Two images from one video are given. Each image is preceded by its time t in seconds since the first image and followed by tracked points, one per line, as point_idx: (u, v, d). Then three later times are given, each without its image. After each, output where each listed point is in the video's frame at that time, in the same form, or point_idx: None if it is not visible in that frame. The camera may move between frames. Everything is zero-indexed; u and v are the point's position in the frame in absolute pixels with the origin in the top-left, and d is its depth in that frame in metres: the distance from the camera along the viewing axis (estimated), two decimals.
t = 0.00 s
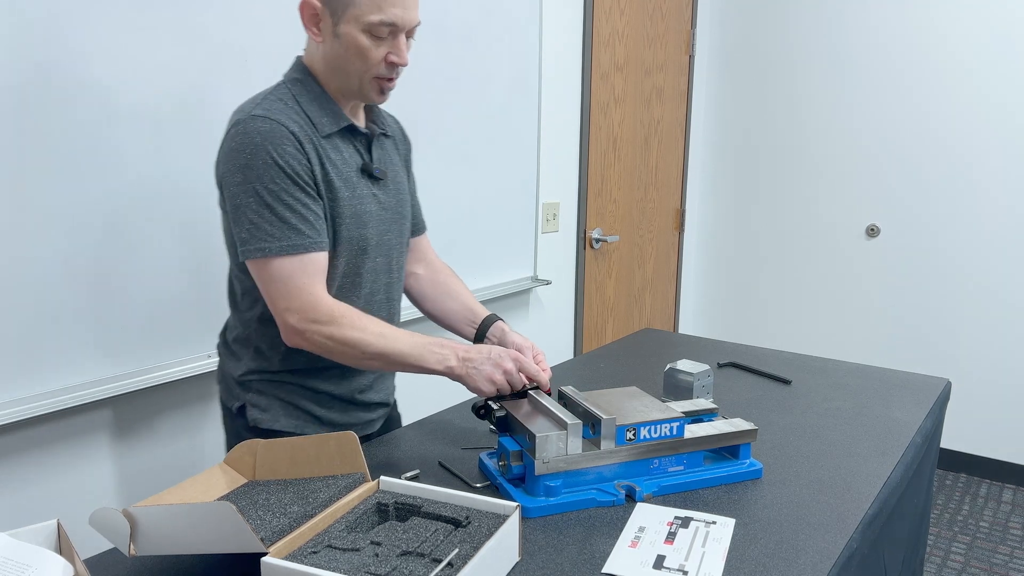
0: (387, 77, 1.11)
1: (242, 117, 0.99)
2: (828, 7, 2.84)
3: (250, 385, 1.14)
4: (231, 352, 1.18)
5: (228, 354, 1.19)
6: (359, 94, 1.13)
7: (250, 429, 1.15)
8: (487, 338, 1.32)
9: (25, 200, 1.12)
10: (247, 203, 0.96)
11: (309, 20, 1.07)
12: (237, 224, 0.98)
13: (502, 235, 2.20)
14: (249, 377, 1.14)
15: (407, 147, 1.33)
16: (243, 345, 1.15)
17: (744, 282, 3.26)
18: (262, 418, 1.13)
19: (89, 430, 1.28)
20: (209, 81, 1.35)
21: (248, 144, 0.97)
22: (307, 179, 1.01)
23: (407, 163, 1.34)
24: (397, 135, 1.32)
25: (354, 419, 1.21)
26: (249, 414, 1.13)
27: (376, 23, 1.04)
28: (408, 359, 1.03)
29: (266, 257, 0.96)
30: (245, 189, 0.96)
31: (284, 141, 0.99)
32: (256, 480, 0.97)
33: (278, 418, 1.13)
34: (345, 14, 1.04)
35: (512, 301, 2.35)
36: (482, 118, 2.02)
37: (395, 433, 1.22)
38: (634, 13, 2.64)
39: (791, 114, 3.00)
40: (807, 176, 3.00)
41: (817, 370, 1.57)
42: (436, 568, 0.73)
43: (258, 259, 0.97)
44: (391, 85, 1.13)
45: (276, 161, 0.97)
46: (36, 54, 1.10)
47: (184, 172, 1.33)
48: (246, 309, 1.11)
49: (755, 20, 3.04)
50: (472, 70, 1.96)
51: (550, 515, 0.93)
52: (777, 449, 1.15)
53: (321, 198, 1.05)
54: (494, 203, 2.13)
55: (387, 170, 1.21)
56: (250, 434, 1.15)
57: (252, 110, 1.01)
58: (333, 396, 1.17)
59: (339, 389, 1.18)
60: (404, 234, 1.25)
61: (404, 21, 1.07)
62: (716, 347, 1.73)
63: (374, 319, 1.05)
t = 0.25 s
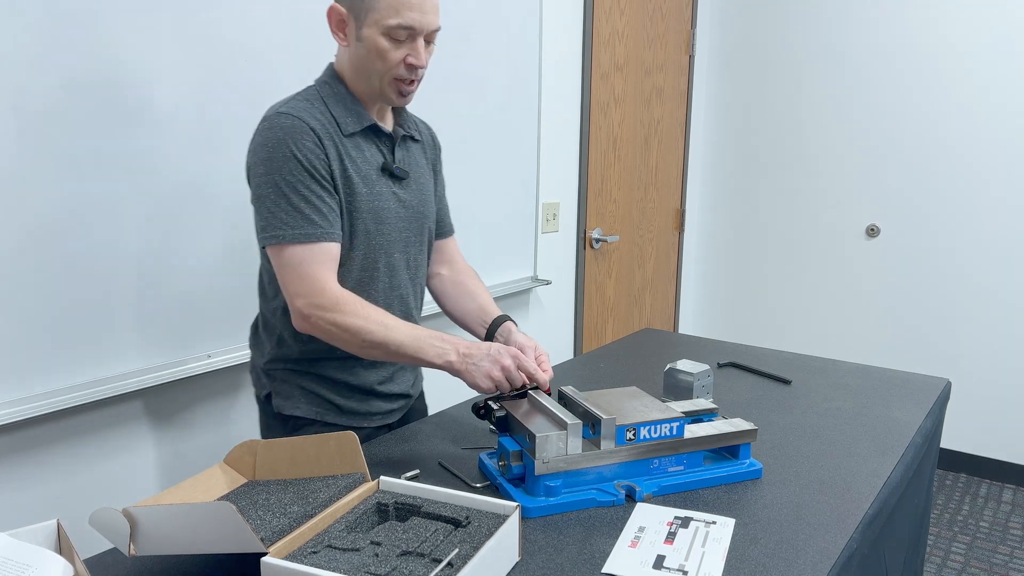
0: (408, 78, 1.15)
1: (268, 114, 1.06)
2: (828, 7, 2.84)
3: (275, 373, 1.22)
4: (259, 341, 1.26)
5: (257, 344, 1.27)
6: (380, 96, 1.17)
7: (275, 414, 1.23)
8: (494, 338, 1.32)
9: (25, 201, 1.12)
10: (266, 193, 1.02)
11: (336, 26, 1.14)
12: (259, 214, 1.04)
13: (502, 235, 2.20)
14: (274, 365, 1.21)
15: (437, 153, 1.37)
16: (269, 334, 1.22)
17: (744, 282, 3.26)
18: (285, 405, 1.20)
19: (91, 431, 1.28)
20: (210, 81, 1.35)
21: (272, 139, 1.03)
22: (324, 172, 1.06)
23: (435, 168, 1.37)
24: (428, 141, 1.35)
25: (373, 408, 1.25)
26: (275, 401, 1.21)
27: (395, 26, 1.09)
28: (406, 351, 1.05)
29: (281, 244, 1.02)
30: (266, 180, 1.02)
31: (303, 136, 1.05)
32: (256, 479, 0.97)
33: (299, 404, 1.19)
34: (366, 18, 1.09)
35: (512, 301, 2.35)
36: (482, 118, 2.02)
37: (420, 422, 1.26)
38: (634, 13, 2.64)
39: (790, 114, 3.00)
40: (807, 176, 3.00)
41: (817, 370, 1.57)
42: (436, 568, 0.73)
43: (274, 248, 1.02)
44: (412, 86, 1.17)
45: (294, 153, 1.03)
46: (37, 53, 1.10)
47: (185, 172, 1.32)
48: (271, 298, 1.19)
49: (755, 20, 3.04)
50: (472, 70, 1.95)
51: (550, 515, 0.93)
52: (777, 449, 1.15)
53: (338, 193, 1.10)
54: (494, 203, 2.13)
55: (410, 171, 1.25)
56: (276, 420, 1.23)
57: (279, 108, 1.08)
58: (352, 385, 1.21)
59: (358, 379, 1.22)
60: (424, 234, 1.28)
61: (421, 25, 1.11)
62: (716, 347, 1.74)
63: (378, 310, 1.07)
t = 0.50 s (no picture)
0: (418, 81, 1.15)
1: (284, 113, 1.08)
2: (828, 7, 2.84)
3: (285, 363, 1.24)
4: (272, 334, 1.28)
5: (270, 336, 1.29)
6: (393, 98, 1.17)
7: (285, 404, 1.25)
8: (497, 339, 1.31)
9: (27, 200, 1.11)
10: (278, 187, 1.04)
11: (351, 33, 1.15)
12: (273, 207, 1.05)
13: (502, 235, 2.20)
14: (285, 356, 1.24)
15: (452, 158, 1.37)
16: (280, 326, 1.24)
17: (744, 282, 3.26)
18: (294, 396, 1.22)
19: (93, 432, 1.27)
20: (212, 80, 1.34)
21: (285, 137, 1.05)
22: (333, 169, 1.08)
23: (451, 173, 1.37)
24: (445, 146, 1.35)
25: (380, 402, 1.25)
26: (285, 393, 1.24)
27: (403, 28, 1.10)
28: (408, 344, 1.04)
29: (291, 236, 1.03)
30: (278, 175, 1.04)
31: (315, 133, 1.06)
32: (256, 479, 0.97)
33: (306, 394, 1.21)
34: (376, 22, 1.10)
35: (512, 301, 2.35)
36: (482, 118, 2.02)
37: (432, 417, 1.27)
38: (634, 13, 2.64)
39: (790, 114, 3.00)
40: (807, 176, 3.00)
41: (817, 370, 1.58)
42: (436, 568, 0.73)
43: (289, 240, 1.03)
44: (423, 89, 1.16)
45: (304, 150, 1.05)
46: (38, 52, 1.09)
47: (186, 172, 1.32)
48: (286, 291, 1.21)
49: (756, 20, 3.04)
50: (472, 70, 1.95)
51: (550, 515, 0.93)
52: (777, 449, 1.15)
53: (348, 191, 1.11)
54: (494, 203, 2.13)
55: (423, 172, 1.25)
56: (287, 412, 1.26)
57: (294, 107, 1.10)
58: (358, 377, 1.22)
59: (364, 371, 1.22)
60: (435, 235, 1.28)
61: (429, 27, 1.11)
62: (716, 347, 1.74)
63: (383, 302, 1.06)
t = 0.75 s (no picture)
0: (423, 79, 1.15)
1: (287, 115, 1.09)
2: (829, 7, 2.84)
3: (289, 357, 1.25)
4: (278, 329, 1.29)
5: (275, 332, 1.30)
6: (399, 96, 1.17)
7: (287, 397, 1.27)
8: (480, 334, 1.34)
9: (28, 200, 1.11)
10: (280, 189, 1.04)
11: (356, 32, 1.15)
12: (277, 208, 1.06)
13: (502, 236, 2.20)
14: (289, 350, 1.25)
15: (457, 157, 1.37)
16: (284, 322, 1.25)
17: (744, 283, 3.26)
18: (296, 389, 1.24)
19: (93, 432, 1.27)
20: (212, 80, 1.34)
21: (289, 138, 1.05)
22: (335, 170, 1.08)
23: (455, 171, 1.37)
24: (450, 145, 1.35)
25: (380, 400, 1.26)
26: (288, 386, 1.26)
27: (407, 26, 1.09)
28: (404, 343, 1.03)
29: (291, 237, 1.03)
30: (280, 176, 1.05)
31: (317, 135, 1.07)
32: (256, 479, 0.97)
33: (307, 389, 1.22)
34: (381, 21, 1.10)
35: (512, 301, 2.35)
36: (482, 118, 2.02)
37: (431, 416, 1.28)
38: (635, 13, 2.64)
39: (791, 114, 3.00)
40: (807, 176, 3.00)
41: (817, 370, 1.58)
42: (436, 568, 0.73)
43: (290, 241, 1.04)
44: (428, 87, 1.16)
45: (306, 151, 1.05)
46: (39, 52, 1.09)
47: (186, 172, 1.32)
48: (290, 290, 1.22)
49: (756, 20, 3.04)
50: (472, 70, 1.95)
51: (550, 515, 0.93)
52: (777, 449, 1.15)
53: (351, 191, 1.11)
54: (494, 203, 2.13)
55: (428, 172, 1.26)
56: (289, 405, 1.27)
57: (299, 109, 1.10)
58: (359, 375, 1.22)
59: (366, 370, 1.23)
60: (440, 234, 1.28)
61: (434, 24, 1.11)
62: (716, 347, 1.74)
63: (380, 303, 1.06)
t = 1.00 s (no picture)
0: (420, 78, 1.15)
1: (286, 120, 1.07)
2: (829, 7, 2.84)
3: (295, 364, 1.24)
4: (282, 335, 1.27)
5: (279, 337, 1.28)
6: (398, 96, 1.17)
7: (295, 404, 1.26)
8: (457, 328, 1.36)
9: (26, 200, 1.11)
10: (278, 197, 1.03)
11: (352, 32, 1.15)
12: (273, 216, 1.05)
13: (502, 236, 2.20)
14: (295, 357, 1.23)
15: (448, 152, 1.39)
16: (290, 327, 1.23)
17: (744, 282, 3.26)
18: (304, 396, 1.23)
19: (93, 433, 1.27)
20: (213, 80, 1.34)
21: (287, 145, 1.04)
22: (334, 176, 1.07)
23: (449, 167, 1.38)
24: (440, 140, 1.37)
25: (389, 403, 1.26)
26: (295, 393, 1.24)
27: (405, 26, 1.09)
28: (398, 344, 1.01)
29: (285, 242, 1.02)
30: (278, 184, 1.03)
31: (317, 140, 1.05)
32: (256, 479, 0.97)
33: (316, 396, 1.22)
34: (378, 21, 1.10)
35: (512, 301, 2.35)
36: (481, 119, 2.02)
37: (431, 416, 1.28)
38: (635, 13, 2.64)
39: (791, 114, 3.00)
40: (807, 176, 3.00)
41: (817, 370, 1.58)
42: (436, 568, 0.73)
43: (282, 247, 1.03)
44: (425, 87, 1.17)
45: (305, 158, 1.04)
46: (38, 52, 1.09)
47: (186, 172, 1.32)
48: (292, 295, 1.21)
49: (756, 20, 3.04)
50: (471, 70, 1.95)
51: (550, 515, 0.93)
52: (777, 449, 1.15)
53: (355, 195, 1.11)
54: (494, 203, 2.13)
55: (428, 170, 1.26)
56: (296, 412, 1.26)
57: (297, 113, 1.09)
58: (368, 379, 1.22)
59: (375, 373, 1.23)
60: (441, 232, 1.28)
61: (431, 24, 1.11)
62: (716, 347, 1.74)
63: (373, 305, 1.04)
